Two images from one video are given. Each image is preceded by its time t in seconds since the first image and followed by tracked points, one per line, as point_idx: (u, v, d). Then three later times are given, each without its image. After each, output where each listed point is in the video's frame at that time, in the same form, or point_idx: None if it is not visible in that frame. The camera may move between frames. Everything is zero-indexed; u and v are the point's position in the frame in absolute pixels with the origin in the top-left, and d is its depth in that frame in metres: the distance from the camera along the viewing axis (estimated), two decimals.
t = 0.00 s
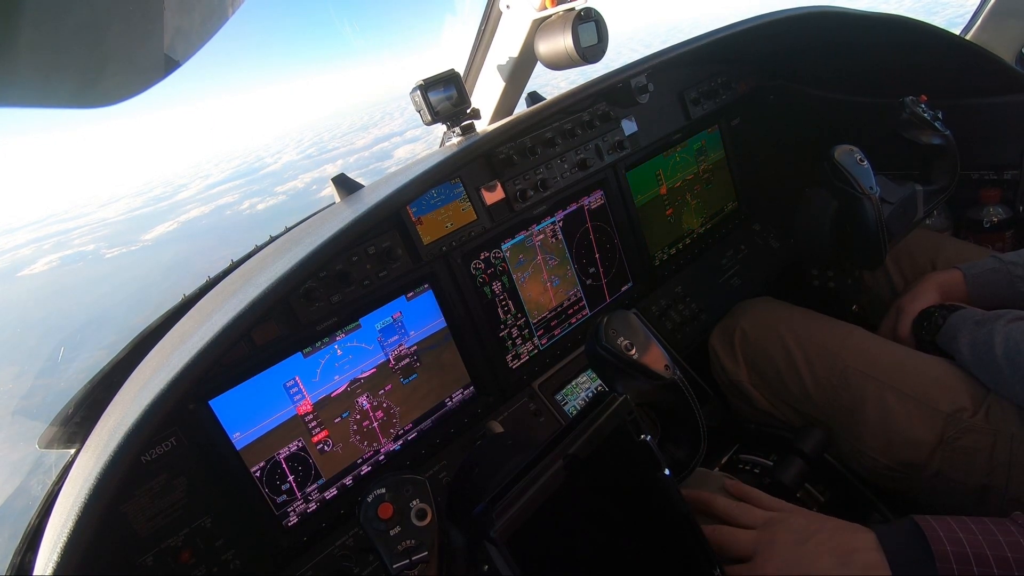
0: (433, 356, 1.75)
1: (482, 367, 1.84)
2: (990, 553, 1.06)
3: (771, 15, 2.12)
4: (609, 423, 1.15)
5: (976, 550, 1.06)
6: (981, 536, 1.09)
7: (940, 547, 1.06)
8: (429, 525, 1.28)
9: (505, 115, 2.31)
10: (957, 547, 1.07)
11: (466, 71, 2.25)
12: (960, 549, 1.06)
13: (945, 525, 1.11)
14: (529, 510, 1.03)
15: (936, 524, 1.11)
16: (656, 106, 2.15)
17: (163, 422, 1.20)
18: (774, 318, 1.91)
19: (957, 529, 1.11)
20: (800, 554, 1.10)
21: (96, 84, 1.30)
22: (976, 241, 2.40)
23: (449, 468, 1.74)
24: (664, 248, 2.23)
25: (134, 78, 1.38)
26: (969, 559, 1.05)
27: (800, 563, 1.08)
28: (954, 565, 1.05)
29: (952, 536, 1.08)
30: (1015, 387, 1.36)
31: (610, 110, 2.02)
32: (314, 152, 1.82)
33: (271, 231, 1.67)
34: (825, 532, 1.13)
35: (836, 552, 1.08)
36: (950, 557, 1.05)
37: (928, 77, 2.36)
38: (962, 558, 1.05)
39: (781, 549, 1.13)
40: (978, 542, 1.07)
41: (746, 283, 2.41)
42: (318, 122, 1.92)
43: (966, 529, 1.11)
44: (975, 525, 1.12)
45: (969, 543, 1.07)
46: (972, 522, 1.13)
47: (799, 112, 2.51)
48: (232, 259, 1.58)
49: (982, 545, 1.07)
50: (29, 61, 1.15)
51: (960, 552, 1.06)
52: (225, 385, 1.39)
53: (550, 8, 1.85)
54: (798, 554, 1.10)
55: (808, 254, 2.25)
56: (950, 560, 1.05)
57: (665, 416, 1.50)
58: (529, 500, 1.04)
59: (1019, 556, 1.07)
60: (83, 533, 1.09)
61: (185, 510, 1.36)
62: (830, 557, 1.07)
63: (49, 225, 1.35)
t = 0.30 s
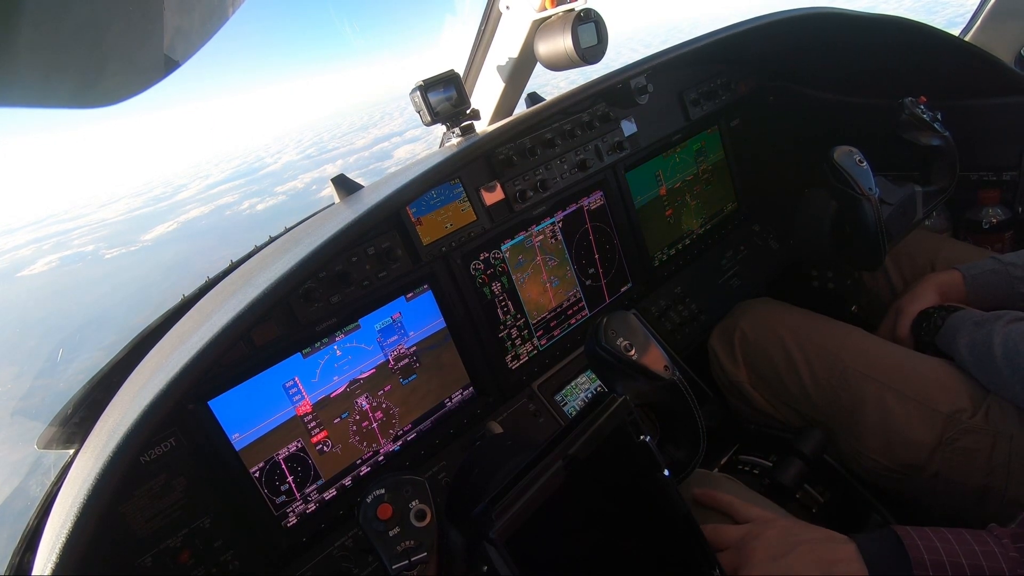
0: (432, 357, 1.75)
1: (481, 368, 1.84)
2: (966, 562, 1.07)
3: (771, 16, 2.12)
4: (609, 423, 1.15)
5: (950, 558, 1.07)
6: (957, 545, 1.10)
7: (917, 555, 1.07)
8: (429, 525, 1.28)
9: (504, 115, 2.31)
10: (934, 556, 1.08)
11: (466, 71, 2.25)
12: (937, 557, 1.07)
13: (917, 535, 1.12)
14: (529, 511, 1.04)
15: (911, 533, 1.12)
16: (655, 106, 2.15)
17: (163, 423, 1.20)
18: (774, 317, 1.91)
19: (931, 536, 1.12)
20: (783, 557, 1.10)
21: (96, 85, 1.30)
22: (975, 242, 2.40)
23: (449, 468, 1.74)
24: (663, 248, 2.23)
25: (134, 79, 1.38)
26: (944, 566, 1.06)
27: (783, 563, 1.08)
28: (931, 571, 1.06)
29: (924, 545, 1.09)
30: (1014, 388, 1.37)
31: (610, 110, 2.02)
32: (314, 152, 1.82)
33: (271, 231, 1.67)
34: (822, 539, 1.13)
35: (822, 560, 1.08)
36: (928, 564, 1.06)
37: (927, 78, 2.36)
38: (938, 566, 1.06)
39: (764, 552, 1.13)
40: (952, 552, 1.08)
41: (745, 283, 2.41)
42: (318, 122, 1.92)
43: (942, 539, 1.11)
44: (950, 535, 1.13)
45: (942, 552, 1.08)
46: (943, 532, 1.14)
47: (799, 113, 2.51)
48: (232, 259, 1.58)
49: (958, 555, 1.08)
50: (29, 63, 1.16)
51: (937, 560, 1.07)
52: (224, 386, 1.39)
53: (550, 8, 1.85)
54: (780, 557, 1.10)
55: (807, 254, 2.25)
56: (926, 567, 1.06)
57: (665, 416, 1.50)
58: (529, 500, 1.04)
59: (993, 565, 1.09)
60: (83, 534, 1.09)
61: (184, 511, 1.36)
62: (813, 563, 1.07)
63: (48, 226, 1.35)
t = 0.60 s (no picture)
0: (432, 357, 1.75)
1: (481, 368, 1.84)
2: (973, 561, 1.07)
3: (771, 16, 2.12)
4: (609, 423, 1.15)
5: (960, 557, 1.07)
6: (966, 545, 1.10)
7: (924, 553, 1.07)
8: (429, 525, 1.28)
9: (504, 115, 2.31)
10: (941, 555, 1.07)
11: (466, 71, 2.25)
12: (944, 555, 1.07)
13: (926, 532, 1.11)
14: (529, 510, 1.04)
15: (920, 532, 1.11)
16: (655, 106, 2.15)
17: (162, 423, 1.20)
18: (774, 317, 1.91)
19: (942, 535, 1.11)
20: (786, 553, 1.10)
21: (96, 85, 1.31)
22: (975, 242, 2.40)
23: (449, 468, 1.74)
24: (663, 248, 2.23)
25: (133, 79, 1.38)
26: (951, 565, 1.05)
27: (786, 559, 1.07)
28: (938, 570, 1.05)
29: (933, 542, 1.09)
30: (1013, 388, 1.37)
31: (609, 110, 2.02)
32: (314, 152, 1.82)
33: (271, 231, 1.67)
34: (826, 538, 1.13)
35: (826, 557, 1.08)
36: (935, 564, 1.06)
37: (927, 78, 2.36)
38: (947, 565, 1.06)
39: (767, 548, 1.13)
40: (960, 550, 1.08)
41: (745, 283, 2.41)
42: (318, 122, 1.92)
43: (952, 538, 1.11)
44: (957, 533, 1.13)
45: (951, 550, 1.08)
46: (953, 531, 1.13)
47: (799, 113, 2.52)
48: (232, 259, 1.58)
49: (966, 553, 1.08)
50: (29, 65, 1.16)
51: (945, 559, 1.06)
52: (224, 386, 1.39)
53: (549, 8, 1.85)
54: (783, 553, 1.10)
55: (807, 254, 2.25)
56: (934, 567, 1.05)
57: (665, 416, 1.50)
58: (529, 499, 1.04)
59: (1001, 564, 1.09)
60: (83, 534, 1.09)
61: (184, 511, 1.36)
62: (815, 560, 1.07)
63: (47, 227, 1.35)
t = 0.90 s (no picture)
0: (432, 356, 1.75)
1: (481, 367, 1.84)
2: (972, 561, 1.07)
3: (771, 15, 2.12)
4: (609, 422, 1.15)
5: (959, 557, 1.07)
6: (966, 545, 1.10)
7: (923, 553, 1.06)
8: (429, 525, 1.28)
9: (504, 115, 2.31)
10: (941, 555, 1.06)
11: (466, 71, 2.25)
12: (944, 555, 1.06)
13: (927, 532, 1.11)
14: (530, 510, 1.04)
15: (919, 531, 1.11)
16: (655, 106, 2.15)
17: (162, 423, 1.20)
18: (773, 317, 1.91)
19: (941, 534, 1.11)
20: (786, 554, 1.10)
21: (96, 85, 1.31)
22: (975, 241, 2.40)
23: (449, 468, 1.74)
24: (664, 247, 2.23)
25: (134, 79, 1.38)
26: (952, 565, 1.05)
27: (787, 559, 1.07)
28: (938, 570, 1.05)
29: (933, 542, 1.09)
30: (1014, 388, 1.37)
31: (609, 110, 2.02)
32: (314, 152, 1.82)
33: (271, 231, 1.67)
34: (826, 538, 1.13)
35: (826, 557, 1.08)
36: (934, 563, 1.05)
37: (927, 78, 2.36)
38: (946, 565, 1.05)
39: (768, 549, 1.13)
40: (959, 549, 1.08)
41: (745, 283, 2.41)
42: (318, 122, 1.92)
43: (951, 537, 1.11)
44: (956, 533, 1.13)
45: (950, 549, 1.08)
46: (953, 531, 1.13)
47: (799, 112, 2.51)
48: (232, 259, 1.59)
49: (965, 553, 1.08)
50: (30, 65, 1.16)
51: (945, 560, 1.05)
52: (224, 386, 1.39)
53: (550, 8, 1.85)
54: (783, 553, 1.10)
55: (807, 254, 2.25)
56: (933, 567, 1.05)
57: (665, 416, 1.50)
58: (528, 499, 1.04)
59: (1000, 564, 1.09)
60: (83, 534, 1.09)
61: (184, 511, 1.36)
62: (815, 561, 1.07)
63: (47, 227, 1.35)
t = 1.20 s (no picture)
0: (432, 356, 1.75)
1: (481, 367, 1.84)
2: (973, 561, 1.07)
3: (771, 15, 2.12)
4: (609, 422, 1.15)
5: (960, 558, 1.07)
6: (966, 545, 1.10)
7: (923, 553, 1.07)
8: (429, 525, 1.28)
9: (504, 115, 2.31)
10: (942, 555, 1.07)
11: (466, 71, 2.25)
12: (945, 555, 1.06)
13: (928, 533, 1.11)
14: (529, 510, 1.04)
15: (919, 531, 1.11)
16: (655, 106, 2.15)
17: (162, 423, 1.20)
18: (773, 317, 1.91)
19: (940, 535, 1.11)
20: (787, 553, 1.10)
21: (95, 85, 1.31)
22: (976, 241, 2.40)
23: (449, 468, 1.74)
24: (664, 247, 2.23)
25: (133, 78, 1.39)
26: (953, 565, 1.05)
27: (787, 559, 1.07)
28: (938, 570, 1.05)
29: (934, 543, 1.09)
30: (1015, 388, 1.36)
31: (610, 110, 2.02)
32: (314, 152, 1.82)
33: (271, 231, 1.67)
34: (828, 538, 1.13)
35: (827, 556, 1.08)
36: (935, 563, 1.06)
37: (927, 78, 2.36)
38: (947, 565, 1.06)
39: (768, 549, 1.13)
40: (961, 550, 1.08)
41: (745, 283, 2.41)
42: (318, 122, 1.92)
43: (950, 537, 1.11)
44: (957, 533, 1.13)
45: (951, 550, 1.08)
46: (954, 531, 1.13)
47: (798, 112, 2.52)
48: (232, 259, 1.59)
49: (966, 553, 1.08)
50: (31, 65, 1.16)
51: (946, 560, 1.06)
52: (224, 386, 1.39)
53: (550, 8, 1.85)
54: (784, 553, 1.11)
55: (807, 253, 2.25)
56: (934, 566, 1.05)
57: (665, 416, 1.50)
58: (528, 499, 1.04)
59: (1001, 564, 1.09)
60: (83, 534, 1.09)
61: (184, 511, 1.36)
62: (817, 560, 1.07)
63: (47, 227, 1.35)
